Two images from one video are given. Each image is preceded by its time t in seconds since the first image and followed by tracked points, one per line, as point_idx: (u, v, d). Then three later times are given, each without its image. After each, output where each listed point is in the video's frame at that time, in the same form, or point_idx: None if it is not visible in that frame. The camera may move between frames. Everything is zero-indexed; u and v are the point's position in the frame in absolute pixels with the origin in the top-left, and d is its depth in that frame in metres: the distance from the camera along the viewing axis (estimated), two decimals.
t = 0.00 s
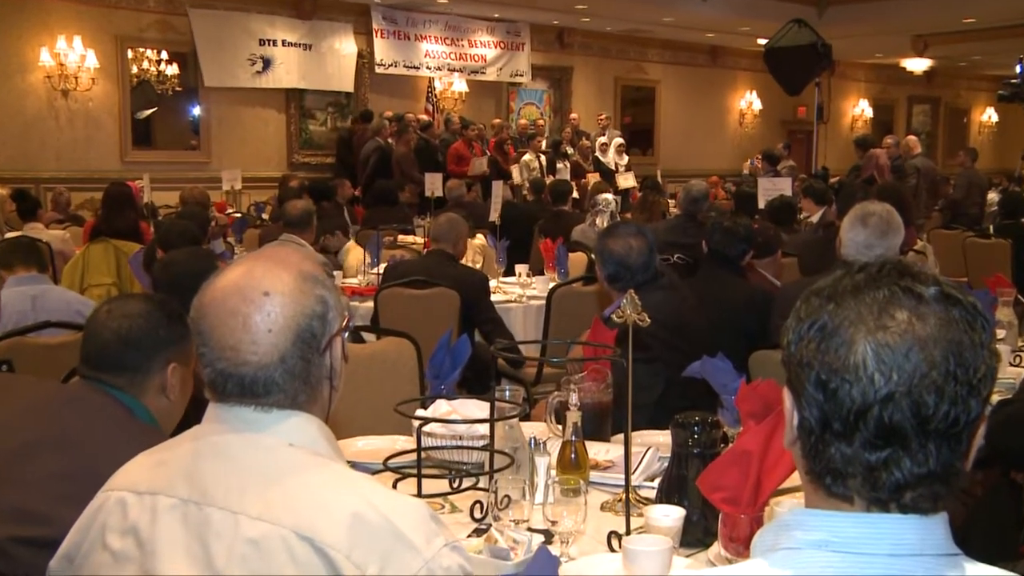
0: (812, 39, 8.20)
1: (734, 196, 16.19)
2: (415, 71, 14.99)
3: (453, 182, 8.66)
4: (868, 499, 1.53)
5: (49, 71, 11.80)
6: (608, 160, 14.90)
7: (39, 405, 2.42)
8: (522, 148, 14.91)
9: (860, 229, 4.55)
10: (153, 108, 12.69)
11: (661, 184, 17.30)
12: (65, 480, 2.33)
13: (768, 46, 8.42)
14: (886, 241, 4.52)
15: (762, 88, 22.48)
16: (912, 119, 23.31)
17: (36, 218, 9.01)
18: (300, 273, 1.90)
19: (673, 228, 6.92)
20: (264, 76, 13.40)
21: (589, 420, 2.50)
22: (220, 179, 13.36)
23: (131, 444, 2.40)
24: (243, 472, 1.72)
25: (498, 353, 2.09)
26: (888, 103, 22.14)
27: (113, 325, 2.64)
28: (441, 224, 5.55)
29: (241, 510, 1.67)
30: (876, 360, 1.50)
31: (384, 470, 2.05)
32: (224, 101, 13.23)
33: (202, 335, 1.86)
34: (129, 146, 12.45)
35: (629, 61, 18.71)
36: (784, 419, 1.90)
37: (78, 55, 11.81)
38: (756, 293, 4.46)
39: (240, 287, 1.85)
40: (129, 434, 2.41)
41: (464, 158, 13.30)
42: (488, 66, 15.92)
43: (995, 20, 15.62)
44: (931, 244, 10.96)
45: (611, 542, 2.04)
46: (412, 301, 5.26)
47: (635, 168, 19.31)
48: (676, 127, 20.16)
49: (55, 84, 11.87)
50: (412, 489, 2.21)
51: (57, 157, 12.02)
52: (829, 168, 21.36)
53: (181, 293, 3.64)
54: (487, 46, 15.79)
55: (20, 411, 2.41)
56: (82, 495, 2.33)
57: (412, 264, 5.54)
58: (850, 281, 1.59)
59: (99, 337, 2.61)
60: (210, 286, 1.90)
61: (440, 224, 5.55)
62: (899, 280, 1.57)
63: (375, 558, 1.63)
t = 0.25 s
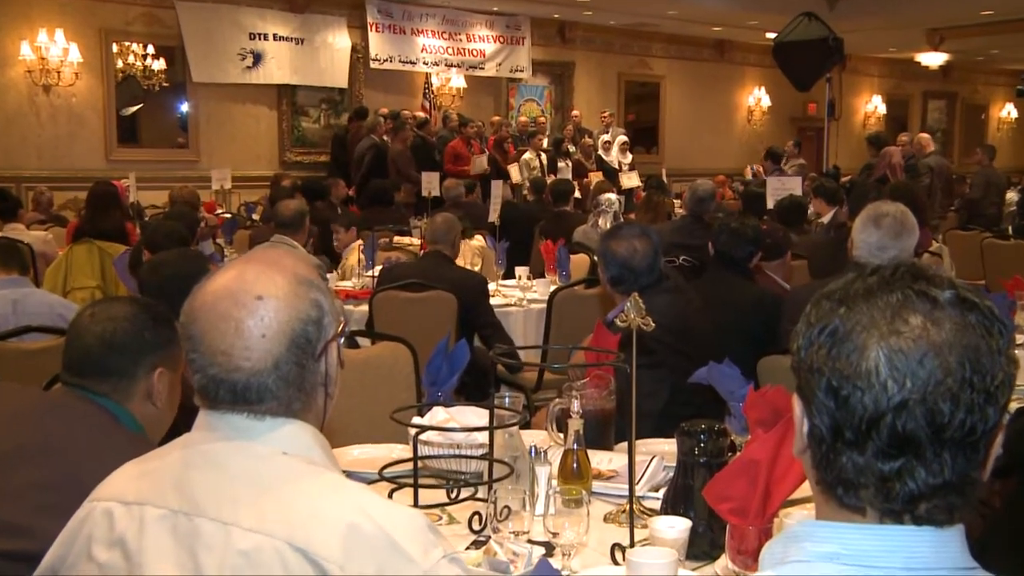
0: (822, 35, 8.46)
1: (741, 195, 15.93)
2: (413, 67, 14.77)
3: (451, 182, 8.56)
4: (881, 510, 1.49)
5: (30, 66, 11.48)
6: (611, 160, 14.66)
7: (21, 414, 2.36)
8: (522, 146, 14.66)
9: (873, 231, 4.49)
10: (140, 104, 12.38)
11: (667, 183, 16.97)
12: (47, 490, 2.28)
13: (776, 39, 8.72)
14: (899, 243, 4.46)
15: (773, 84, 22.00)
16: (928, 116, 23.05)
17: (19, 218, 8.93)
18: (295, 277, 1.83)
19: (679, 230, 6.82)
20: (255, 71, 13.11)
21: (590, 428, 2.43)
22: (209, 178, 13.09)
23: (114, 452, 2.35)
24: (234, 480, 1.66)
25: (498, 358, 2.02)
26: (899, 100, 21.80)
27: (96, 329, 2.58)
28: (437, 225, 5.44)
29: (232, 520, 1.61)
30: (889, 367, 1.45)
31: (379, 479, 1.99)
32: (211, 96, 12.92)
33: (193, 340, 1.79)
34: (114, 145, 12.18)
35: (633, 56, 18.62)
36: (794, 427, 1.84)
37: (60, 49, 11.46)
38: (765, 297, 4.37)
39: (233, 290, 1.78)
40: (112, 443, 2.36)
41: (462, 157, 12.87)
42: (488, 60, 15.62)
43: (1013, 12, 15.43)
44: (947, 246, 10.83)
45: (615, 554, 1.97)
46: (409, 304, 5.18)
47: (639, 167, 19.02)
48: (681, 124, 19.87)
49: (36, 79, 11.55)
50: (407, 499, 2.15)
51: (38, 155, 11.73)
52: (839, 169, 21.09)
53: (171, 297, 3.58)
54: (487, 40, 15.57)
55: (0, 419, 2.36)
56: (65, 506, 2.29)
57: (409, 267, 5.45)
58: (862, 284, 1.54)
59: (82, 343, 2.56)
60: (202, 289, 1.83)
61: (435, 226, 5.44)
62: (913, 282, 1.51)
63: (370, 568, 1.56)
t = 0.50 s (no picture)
0: (833, 29, 8.52)
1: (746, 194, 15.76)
2: (409, 63, 14.64)
3: (449, 182, 8.49)
4: (893, 522, 1.43)
5: (12, 61, 11.36)
6: (615, 160, 14.60)
7: (4, 424, 2.31)
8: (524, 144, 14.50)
9: (884, 232, 4.44)
10: (127, 101, 12.26)
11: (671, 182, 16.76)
12: (32, 502, 2.23)
13: (785, 35, 8.75)
14: (910, 245, 4.41)
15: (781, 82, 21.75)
16: (943, 116, 22.82)
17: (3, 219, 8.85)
18: (295, 281, 1.77)
19: (684, 232, 6.75)
20: (250, 67, 13.08)
21: (593, 436, 2.37)
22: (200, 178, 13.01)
23: (100, 463, 2.30)
24: (229, 491, 1.60)
25: (496, 364, 1.96)
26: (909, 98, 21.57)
27: (80, 333, 2.53)
28: (432, 227, 5.36)
29: (227, 532, 1.55)
30: (900, 375, 1.39)
31: (376, 489, 1.93)
32: (205, 93, 12.89)
33: (189, 344, 1.73)
34: (100, 143, 12.09)
35: (635, 52, 18.58)
36: (803, 435, 1.79)
37: (43, 44, 11.35)
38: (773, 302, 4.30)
39: (231, 294, 1.71)
40: (99, 453, 2.31)
41: (460, 156, 12.95)
42: (487, 57, 15.51)
43: None
44: (963, 248, 10.70)
45: (619, 565, 1.92)
46: (405, 307, 5.08)
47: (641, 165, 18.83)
48: (683, 121, 19.70)
49: (19, 74, 11.44)
50: (404, 511, 2.09)
51: (22, 155, 11.64)
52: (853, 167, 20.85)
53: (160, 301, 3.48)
54: (486, 36, 15.41)
55: None
56: (51, 519, 2.24)
57: (406, 271, 5.36)
58: (874, 287, 1.48)
59: (66, 349, 2.50)
60: (197, 293, 1.77)
61: (430, 228, 5.36)
62: (924, 286, 1.45)
63: None
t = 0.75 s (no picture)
0: (844, 24, 9.42)
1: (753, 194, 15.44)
2: (406, 60, 14.13)
3: (447, 182, 8.35)
4: (906, 535, 1.37)
5: None
6: (618, 160, 14.15)
7: None
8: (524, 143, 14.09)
9: (897, 235, 4.34)
10: (112, 99, 11.91)
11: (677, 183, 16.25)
12: (16, 516, 2.17)
13: (796, 31, 9.80)
14: (925, 248, 4.31)
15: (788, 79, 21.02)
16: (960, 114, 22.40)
17: None
18: (292, 286, 1.71)
19: (689, 234, 6.66)
20: (244, 64, 12.69)
21: (596, 447, 2.31)
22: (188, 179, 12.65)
23: (82, 474, 2.23)
24: (222, 504, 1.53)
25: (497, 372, 1.89)
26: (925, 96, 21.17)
27: (60, 339, 2.48)
28: (427, 230, 5.23)
29: (219, 546, 1.49)
30: (915, 383, 1.33)
31: (372, 501, 1.88)
32: (195, 90, 12.51)
33: (181, 351, 1.66)
34: (84, 143, 11.78)
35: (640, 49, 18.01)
36: (814, 445, 1.73)
37: (24, 40, 11.08)
38: (784, 307, 4.21)
39: (225, 299, 1.65)
40: (83, 464, 2.25)
41: (458, 155, 12.56)
42: (486, 54, 14.92)
43: None
44: (981, 251, 10.47)
45: None
46: (401, 313, 4.97)
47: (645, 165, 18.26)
48: (687, 124, 19.08)
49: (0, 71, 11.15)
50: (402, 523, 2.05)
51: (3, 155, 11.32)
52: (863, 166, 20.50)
53: (145, 304, 3.35)
54: (485, 32, 14.86)
55: None
56: (34, 535, 2.18)
57: (401, 275, 5.24)
58: (888, 292, 1.43)
59: (46, 356, 2.45)
60: (190, 296, 1.70)
61: (424, 231, 5.23)
62: (940, 291, 1.39)
63: None
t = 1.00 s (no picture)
0: (855, 19, 8.53)
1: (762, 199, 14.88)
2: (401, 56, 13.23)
3: (445, 183, 8.16)
4: (920, 549, 1.32)
5: None
6: (621, 160, 13.25)
7: None
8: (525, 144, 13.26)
9: (910, 238, 4.19)
10: (98, 97, 11.35)
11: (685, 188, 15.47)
12: None
13: (805, 26, 8.81)
14: (938, 251, 4.16)
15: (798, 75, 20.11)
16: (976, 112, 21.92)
17: None
18: (284, 291, 1.65)
19: (695, 237, 6.58)
20: (237, 59, 12.00)
21: (599, 456, 2.26)
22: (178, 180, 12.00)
23: (64, 485, 2.18)
24: (211, 515, 1.48)
25: (498, 379, 1.83)
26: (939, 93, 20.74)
27: (42, 345, 2.43)
28: (423, 232, 5.10)
29: (208, 560, 1.44)
30: (928, 391, 1.28)
31: (367, 512, 1.83)
32: (183, 86, 11.86)
33: (169, 357, 1.61)
34: (69, 143, 11.18)
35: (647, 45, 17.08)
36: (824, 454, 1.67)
37: (11, 36, 10.44)
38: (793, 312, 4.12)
39: (215, 303, 1.60)
40: (61, 478, 2.19)
41: (456, 156, 11.87)
42: (484, 50, 14.13)
43: None
44: (997, 253, 10.22)
45: None
46: (397, 318, 4.85)
47: (651, 166, 17.30)
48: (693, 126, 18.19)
49: None
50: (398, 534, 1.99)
51: None
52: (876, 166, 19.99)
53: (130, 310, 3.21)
54: (484, 28, 13.99)
55: None
56: (16, 549, 2.13)
57: (396, 278, 5.09)
58: (901, 297, 1.37)
59: (27, 363, 2.41)
60: (180, 302, 1.65)
61: (421, 233, 5.11)
62: (956, 297, 1.34)
63: None
